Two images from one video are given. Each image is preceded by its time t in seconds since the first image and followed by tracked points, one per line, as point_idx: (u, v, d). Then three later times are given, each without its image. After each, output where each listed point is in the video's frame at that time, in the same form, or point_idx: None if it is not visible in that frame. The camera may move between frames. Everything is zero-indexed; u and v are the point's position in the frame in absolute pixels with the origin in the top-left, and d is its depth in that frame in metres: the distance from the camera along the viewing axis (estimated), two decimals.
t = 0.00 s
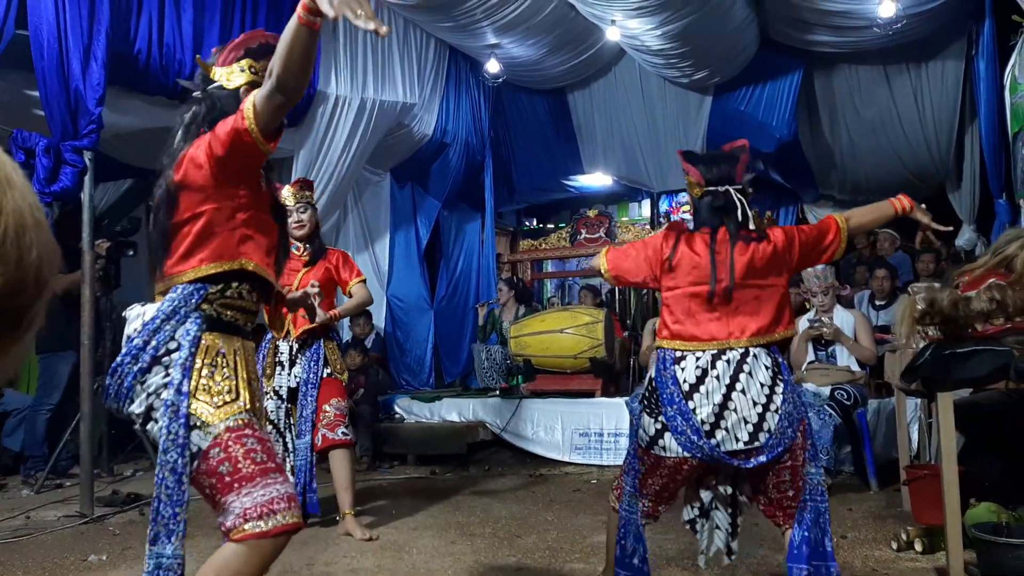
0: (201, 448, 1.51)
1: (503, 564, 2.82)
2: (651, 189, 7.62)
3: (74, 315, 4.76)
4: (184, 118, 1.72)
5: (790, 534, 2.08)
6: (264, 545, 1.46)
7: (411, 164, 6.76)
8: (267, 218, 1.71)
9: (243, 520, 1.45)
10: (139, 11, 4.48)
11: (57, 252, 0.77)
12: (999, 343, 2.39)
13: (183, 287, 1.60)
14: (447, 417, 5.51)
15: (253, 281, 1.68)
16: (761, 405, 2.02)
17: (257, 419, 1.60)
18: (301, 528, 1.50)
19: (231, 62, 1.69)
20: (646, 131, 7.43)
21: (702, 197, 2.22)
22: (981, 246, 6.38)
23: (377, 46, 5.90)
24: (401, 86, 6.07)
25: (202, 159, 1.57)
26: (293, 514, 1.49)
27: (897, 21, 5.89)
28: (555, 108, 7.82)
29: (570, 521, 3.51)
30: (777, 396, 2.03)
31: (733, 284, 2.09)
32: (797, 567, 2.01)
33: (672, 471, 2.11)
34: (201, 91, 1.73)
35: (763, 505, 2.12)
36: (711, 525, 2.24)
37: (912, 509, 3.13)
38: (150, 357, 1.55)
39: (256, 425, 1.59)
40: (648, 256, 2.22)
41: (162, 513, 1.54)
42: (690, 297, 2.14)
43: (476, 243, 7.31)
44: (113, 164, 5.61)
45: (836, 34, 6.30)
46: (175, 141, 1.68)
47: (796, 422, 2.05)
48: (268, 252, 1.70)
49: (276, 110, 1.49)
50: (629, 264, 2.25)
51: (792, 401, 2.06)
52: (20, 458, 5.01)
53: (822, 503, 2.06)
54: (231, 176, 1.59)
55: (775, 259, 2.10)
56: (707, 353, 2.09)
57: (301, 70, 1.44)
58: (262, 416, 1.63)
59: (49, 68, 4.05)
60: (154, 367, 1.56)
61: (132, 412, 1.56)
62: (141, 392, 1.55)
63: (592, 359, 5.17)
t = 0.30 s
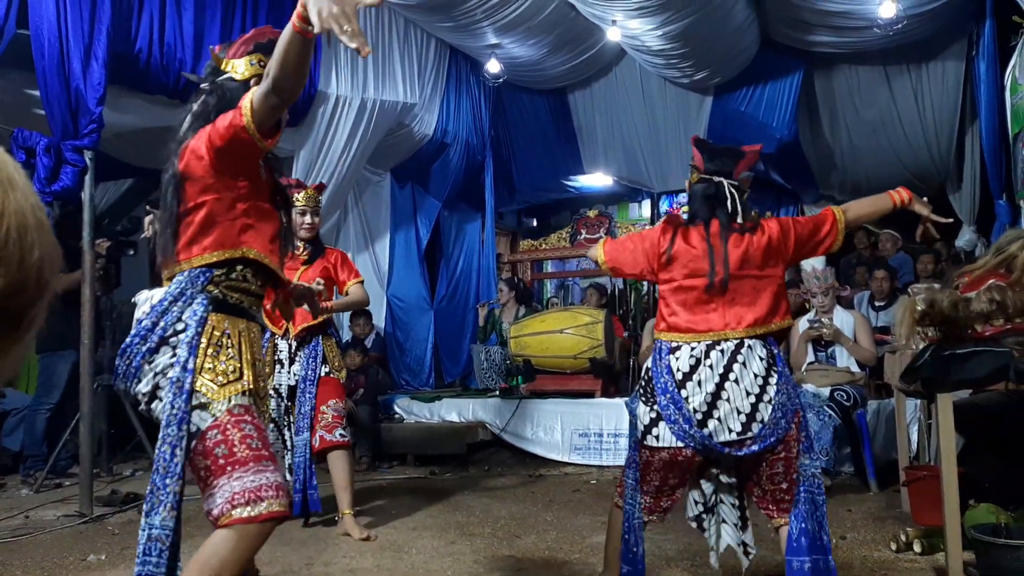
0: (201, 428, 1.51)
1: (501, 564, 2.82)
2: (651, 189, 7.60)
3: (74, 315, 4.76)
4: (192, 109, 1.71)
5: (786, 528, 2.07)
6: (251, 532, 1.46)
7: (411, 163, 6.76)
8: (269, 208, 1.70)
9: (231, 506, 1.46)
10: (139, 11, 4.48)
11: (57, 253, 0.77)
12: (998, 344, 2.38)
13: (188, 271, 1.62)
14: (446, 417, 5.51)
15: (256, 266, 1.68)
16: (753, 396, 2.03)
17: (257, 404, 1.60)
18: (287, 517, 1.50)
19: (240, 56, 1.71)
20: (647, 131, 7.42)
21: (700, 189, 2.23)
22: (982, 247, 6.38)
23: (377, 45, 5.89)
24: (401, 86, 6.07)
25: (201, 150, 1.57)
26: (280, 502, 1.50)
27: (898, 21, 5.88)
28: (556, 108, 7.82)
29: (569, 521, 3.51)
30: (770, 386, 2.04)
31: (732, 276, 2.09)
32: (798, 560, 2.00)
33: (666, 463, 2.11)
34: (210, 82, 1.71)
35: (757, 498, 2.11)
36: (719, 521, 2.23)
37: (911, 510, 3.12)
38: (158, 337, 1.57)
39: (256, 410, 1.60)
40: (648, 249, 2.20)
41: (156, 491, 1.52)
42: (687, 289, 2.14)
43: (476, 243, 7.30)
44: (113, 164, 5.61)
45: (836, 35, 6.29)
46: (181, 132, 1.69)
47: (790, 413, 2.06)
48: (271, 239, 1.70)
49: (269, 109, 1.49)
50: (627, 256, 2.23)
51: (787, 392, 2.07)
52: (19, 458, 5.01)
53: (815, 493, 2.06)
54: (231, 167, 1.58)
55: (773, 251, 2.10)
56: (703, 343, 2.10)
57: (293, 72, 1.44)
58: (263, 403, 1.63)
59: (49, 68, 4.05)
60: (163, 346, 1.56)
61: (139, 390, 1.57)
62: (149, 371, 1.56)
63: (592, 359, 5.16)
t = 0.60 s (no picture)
0: (166, 436, 1.50)
1: (494, 564, 2.82)
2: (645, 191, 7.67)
3: (66, 314, 4.74)
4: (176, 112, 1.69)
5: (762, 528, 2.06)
6: (231, 529, 1.46)
7: (405, 165, 6.76)
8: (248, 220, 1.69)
9: (207, 504, 1.45)
10: (133, 10, 4.46)
11: (51, 252, 0.76)
12: (990, 345, 2.40)
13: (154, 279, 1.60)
14: (440, 418, 5.51)
15: (226, 276, 1.65)
16: (719, 396, 2.05)
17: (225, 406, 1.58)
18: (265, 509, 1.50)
19: (222, 50, 1.71)
20: (641, 133, 7.43)
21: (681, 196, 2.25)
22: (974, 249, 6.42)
23: (371, 45, 5.89)
24: (396, 87, 6.07)
25: (179, 157, 1.55)
26: (256, 496, 1.49)
27: (891, 24, 5.90)
28: (550, 109, 7.82)
29: (563, 522, 3.51)
30: (736, 387, 2.05)
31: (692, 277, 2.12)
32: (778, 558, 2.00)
33: (638, 462, 2.13)
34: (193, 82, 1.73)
35: (729, 497, 2.11)
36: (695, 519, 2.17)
37: (904, 510, 3.14)
38: (119, 348, 1.56)
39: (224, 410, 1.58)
40: (617, 255, 2.31)
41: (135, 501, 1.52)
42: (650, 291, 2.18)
43: (471, 244, 7.35)
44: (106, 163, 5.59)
45: (830, 37, 6.31)
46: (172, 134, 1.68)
47: (755, 412, 2.05)
48: (244, 253, 1.68)
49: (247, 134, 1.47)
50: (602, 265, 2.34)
51: (754, 390, 2.08)
52: (11, 458, 4.98)
53: (785, 491, 2.07)
54: (207, 180, 1.56)
55: (738, 256, 2.12)
56: (671, 345, 2.11)
57: (274, 98, 1.43)
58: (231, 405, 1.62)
59: (42, 67, 4.05)
60: (124, 358, 1.56)
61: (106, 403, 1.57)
62: (112, 382, 1.56)
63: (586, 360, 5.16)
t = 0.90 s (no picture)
0: (147, 423, 1.51)
1: (492, 565, 2.82)
2: (644, 191, 7.66)
3: (64, 313, 4.73)
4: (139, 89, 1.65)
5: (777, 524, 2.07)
6: (219, 524, 1.49)
7: (403, 166, 6.76)
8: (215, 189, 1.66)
9: (190, 502, 1.46)
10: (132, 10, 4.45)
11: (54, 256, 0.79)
12: (988, 346, 2.40)
13: (130, 253, 1.59)
14: (439, 418, 5.51)
15: (199, 248, 1.64)
16: (762, 389, 2.04)
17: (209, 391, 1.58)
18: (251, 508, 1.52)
19: (172, 18, 1.62)
20: (640, 134, 7.44)
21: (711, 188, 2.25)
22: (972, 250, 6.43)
23: (371, 45, 5.89)
24: (395, 87, 6.06)
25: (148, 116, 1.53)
26: (242, 495, 1.51)
27: (890, 26, 5.91)
28: (549, 110, 7.80)
29: (561, 523, 3.51)
30: (778, 382, 2.05)
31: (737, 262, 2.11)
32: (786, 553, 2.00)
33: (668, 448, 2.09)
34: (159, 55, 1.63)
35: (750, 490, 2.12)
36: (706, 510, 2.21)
37: (902, 512, 3.14)
38: (96, 329, 1.54)
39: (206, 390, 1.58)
40: (658, 245, 2.18)
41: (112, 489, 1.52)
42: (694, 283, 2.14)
43: (469, 244, 7.34)
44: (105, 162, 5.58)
45: (828, 38, 6.32)
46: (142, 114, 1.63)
47: (795, 410, 2.07)
48: (217, 219, 1.65)
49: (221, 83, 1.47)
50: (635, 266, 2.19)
51: (792, 390, 2.09)
52: (8, 458, 4.97)
53: (812, 488, 2.05)
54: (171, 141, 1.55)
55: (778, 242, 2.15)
56: (714, 332, 2.08)
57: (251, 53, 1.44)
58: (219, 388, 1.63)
59: (41, 66, 4.06)
60: (100, 340, 1.54)
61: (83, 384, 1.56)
62: (93, 365, 1.54)
63: (585, 361, 5.18)
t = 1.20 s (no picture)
0: (85, 383, 1.50)
1: (492, 568, 2.82)
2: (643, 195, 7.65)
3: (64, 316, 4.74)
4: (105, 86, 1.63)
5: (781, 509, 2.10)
6: (148, 490, 1.52)
7: (403, 169, 6.77)
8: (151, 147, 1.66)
9: (122, 467, 1.50)
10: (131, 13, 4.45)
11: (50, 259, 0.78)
12: (988, 350, 2.38)
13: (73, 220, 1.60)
14: (438, 421, 5.50)
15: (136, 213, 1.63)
16: (731, 383, 1.99)
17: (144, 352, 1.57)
18: (179, 471, 1.56)
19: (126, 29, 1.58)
20: (639, 138, 7.44)
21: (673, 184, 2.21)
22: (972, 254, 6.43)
23: (372, 48, 5.90)
24: (395, 90, 6.06)
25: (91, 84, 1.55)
26: (171, 460, 1.55)
27: (889, 29, 5.92)
28: (549, 113, 7.80)
29: (561, 526, 3.51)
30: (747, 375, 2.00)
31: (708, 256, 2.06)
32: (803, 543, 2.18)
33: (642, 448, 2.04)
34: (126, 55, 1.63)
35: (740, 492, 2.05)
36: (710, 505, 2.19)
37: (902, 515, 3.14)
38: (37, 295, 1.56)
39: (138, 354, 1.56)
40: (618, 256, 2.11)
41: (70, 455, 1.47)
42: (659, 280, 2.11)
43: (469, 246, 7.36)
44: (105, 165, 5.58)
45: (828, 42, 6.32)
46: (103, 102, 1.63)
47: (767, 402, 2.03)
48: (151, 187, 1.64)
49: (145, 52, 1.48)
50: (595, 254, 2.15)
51: (763, 381, 2.04)
52: (7, 460, 4.97)
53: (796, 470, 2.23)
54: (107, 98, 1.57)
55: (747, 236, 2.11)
56: (684, 331, 2.02)
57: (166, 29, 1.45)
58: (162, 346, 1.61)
59: (40, 69, 4.07)
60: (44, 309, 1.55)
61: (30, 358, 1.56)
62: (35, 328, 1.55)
63: (584, 364, 5.17)
